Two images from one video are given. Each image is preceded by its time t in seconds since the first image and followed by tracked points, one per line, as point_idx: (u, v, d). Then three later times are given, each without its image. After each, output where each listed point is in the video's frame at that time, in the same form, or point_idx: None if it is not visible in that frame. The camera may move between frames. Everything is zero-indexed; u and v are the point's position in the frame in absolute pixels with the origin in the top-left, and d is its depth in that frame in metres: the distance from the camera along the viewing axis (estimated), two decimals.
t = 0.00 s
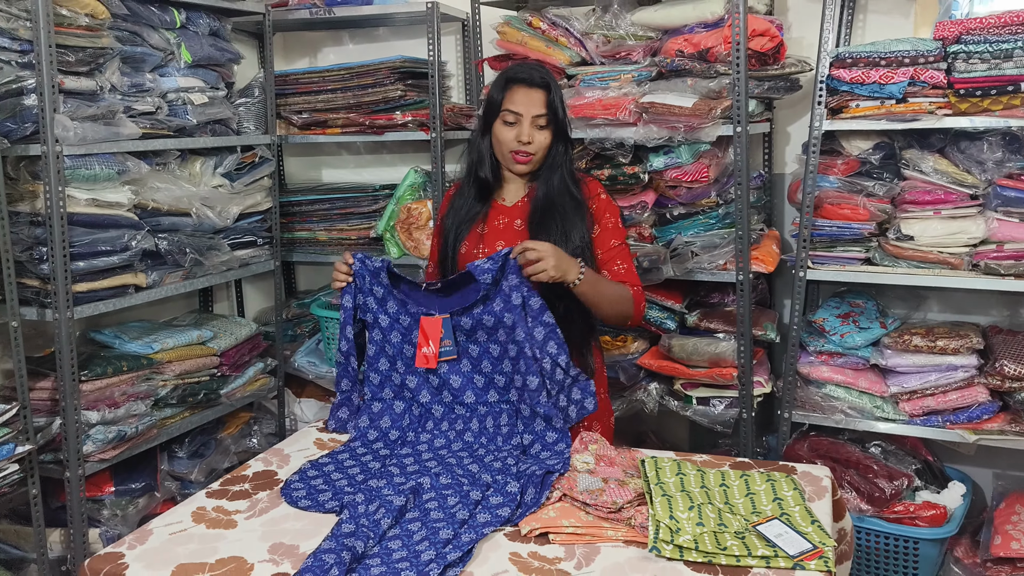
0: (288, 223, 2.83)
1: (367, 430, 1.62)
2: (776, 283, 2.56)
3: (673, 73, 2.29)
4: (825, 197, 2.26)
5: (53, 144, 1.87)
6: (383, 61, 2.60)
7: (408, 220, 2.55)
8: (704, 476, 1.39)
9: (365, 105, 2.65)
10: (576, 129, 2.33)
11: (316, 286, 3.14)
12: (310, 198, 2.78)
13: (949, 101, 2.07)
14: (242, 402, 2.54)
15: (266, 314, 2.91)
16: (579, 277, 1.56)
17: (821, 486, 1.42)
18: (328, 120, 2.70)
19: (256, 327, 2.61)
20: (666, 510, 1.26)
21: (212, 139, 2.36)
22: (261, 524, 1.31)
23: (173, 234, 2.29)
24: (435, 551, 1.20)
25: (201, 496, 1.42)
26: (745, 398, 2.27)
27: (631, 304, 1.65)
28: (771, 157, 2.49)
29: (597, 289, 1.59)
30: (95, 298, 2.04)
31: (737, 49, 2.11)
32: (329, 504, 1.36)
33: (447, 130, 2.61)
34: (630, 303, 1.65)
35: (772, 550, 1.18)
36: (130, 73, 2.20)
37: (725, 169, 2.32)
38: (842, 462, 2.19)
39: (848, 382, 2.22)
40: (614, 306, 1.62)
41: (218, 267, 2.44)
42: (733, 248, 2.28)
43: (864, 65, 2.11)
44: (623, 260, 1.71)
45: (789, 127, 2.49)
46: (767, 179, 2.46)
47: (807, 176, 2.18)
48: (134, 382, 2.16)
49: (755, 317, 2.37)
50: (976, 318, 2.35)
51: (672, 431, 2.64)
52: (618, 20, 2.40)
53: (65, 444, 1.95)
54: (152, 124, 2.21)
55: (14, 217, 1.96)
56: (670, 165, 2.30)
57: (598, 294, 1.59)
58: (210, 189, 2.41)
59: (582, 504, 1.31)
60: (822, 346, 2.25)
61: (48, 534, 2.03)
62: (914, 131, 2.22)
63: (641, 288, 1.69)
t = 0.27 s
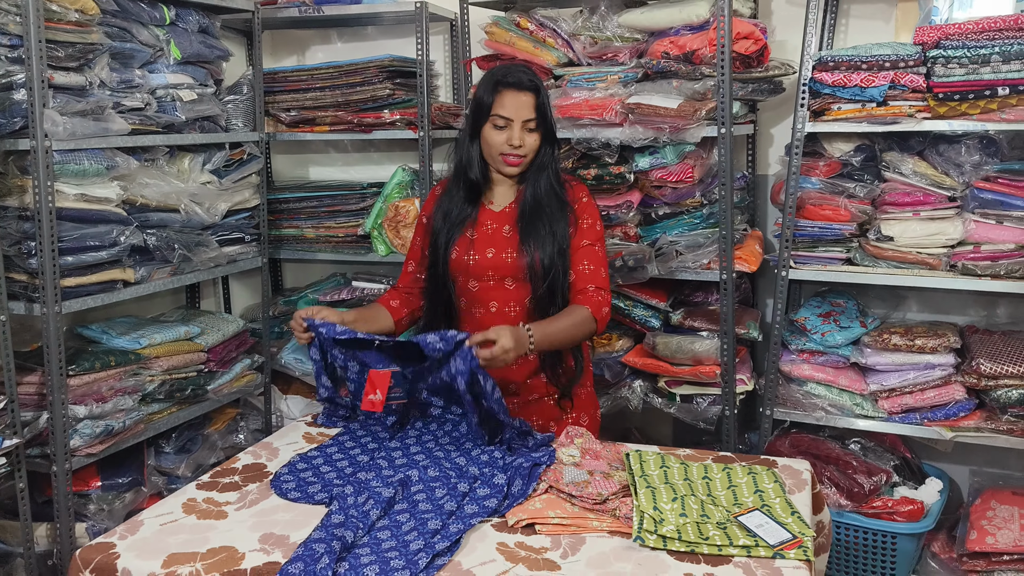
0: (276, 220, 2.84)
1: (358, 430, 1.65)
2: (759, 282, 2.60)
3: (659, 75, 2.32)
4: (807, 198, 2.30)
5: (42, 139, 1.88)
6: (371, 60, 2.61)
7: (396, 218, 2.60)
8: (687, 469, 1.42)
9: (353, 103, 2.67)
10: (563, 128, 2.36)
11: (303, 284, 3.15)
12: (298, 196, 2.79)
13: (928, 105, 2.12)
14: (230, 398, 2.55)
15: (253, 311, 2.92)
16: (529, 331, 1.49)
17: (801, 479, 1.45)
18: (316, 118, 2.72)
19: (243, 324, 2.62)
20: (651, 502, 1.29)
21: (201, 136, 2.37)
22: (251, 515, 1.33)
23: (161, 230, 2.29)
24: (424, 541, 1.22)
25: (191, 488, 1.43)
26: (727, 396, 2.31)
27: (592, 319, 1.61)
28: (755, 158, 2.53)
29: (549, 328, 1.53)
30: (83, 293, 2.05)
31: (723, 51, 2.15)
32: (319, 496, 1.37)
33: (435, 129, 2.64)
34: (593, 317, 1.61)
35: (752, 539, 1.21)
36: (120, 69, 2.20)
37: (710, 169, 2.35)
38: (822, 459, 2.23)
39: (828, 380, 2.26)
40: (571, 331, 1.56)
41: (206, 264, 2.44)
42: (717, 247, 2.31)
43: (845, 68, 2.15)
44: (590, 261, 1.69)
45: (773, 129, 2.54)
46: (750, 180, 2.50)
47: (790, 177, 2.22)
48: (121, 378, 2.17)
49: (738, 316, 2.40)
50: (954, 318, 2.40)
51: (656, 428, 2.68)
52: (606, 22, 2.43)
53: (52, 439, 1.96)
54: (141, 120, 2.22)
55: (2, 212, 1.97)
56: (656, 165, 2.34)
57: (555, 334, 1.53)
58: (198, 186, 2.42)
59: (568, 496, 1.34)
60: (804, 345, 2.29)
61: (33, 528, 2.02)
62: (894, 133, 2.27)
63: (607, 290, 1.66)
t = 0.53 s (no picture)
0: (272, 216, 2.85)
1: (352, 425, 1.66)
2: (752, 280, 2.61)
3: (654, 73, 2.34)
4: (800, 197, 2.32)
5: (40, 133, 1.89)
6: (369, 58, 2.62)
7: (391, 215, 2.59)
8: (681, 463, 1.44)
9: (350, 100, 2.68)
10: (558, 126, 2.37)
11: (299, 280, 3.16)
12: (294, 192, 2.80)
13: (920, 105, 2.14)
14: (225, 393, 2.55)
15: (249, 307, 2.92)
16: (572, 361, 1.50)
17: (791, 473, 1.46)
18: (313, 115, 2.72)
19: (239, 320, 2.62)
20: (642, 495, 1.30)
21: (197, 132, 2.38)
22: (248, 507, 1.35)
23: (158, 225, 2.30)
24: (419, 533, 1.23)
25: (188, 481, 1.44)
26: (721, 393, 2.33)
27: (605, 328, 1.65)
28: (749, 157, 2.55)
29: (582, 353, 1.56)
30: (79, 288, 2.06)
31: (717, 51, 2.17)
32: (315, 489, 1.39)
33: (431, 126, 2.64)
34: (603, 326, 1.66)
35: (742, 531, 1.23)
36: (117, 65, 2.21)
37: (704, 167, 2.38)
38: (814, 456, 2.24)
39: (820, 378, 2.28)
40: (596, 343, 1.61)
41: (203, 259, 2.45)
42: (710, 245, 2.33)
43: (838, 68, 2.17)
44: (595, 269, 1.74)
45: (767, 128, 2.55)
46: (744, 178, 2.52)
47: (783, 176, 2.23)
48: (117, 372, 2.18)
49: (731, 314, 2.42)
50: (944, 317, 2.42)
51: (650, 425, 2.69)
52: (601, 21, 2.44)
53: (48, 432, 1.97)
54: (138, 115, 2.23)
55: None
56: (650, 164, 2.35)
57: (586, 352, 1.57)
58: (195, 181, 2.43)
59: (562, 490, 1.35)
60: (796, 343, 2.31)
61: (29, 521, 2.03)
62: (887, 133, 2.29)
63: (613, 297, 1.73)
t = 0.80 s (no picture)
0: (271, 211, 2.85)
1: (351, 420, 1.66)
2: (751, 275, 2.62)
3: (653, 68, 2.34)
4: (799, 192, 2.31)
5: (39, 127, 1.90)
6: (368, 52, 2.61)
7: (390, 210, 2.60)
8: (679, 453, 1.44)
9: (349, 95, 2.68)
10: (558, 121, 2.37)
11: (298, 275, 3.16)
12: (294, 187, 2.80)
13: (919, 100, 2.14)
14: (224, 387, 2.56)
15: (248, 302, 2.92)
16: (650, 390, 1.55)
17: (788, 466, 1.46)
18: (312, 109, 2.72)
19: (238, 314, 2.63)
20: (641, 489, 1.31)
21: (197, 126, 2.38)
22: (247, 500, 1.35)
23: (157, 220, 2.30)
24: (417, 525, 1.23)
25: (187, 474, 1.45)
26: (719, 388, 2.34)
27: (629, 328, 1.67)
28: (748, 152, 2.55)
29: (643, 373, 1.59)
30: (79, 281, 2.06)
31: (717, 47, 2.18)
32: (314, 482, 1.40)
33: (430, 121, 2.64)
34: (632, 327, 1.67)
35: (739, 524, 1.23)
36: (116, 59, 2.21)
37: (703, 163, 2.38)
38: (812, 451, 2.26)
39: (818, 372, 2.28)
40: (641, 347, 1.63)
41: (202, 254, 2.45)
42: (709, 240, 2.33)
43: (838, 63, 2.17)
44: (615, 266, 1.75)
45: (766, 123, 2.55)
46: (743, 174, 2.51)
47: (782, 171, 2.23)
48: (117, 366, 2.18)
49: (730, 309, 2.42)
50: (943, 312, 2.43)
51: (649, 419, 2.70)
52: (600, 16, 2.43)
53: (48, 426, 1.97)
54: (137, 109, 2.23)
55: None
56: (649, 159, 2.35)
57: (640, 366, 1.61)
58: (195, 176, 2.43)
59: (560, 483, 1.36)
60: (795, 338, 2.31)
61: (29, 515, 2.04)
62: (886, 128, 2.30)
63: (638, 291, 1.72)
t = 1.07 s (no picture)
0: (269, 202, 2.83)
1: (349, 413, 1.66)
2: (751, 267, 2.60)
3: (652, 58, 2.33)
4: (799, 182, 2.31)
5: (34, 117, 1.88)
6: (366, 42, 2.59)
7: (389, 202, 2.60)
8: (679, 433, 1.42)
9: (347, 85, 2.66)
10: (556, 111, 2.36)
11: (296, 267, 3.14)
12: (291, 178, 2.78)
13: (921, 90, 2.13)
14: (222, 379, 2.55)
15: (245, 294, 2.91)
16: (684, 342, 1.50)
17: (788, 457, 1.46)
18: (309, 100, 2.70)
19: (236, 306, 2.61)
20: (640, 482, 1.30)
21: (193, 117, 2.36)
22: (242, 490, 1.34)
23: (154, 210, 2.29)
24: (414, 516, 1.23)
25: (182, 464, 1.44)
26: (718, 379, 2.33)
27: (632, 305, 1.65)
28: (748, 143, 2.53)
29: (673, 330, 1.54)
30: (75, 272, 2.05)
31: (716, 36, 2.16)
32: (310, 473, 1.39)
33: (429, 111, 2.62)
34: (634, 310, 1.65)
35: (738, 515, 1.22)
36: (112, 49, 2.19)
37: (702, 153, 2.37)
38: (812, 442, 2.25)
39: (818, 364, 2.27)
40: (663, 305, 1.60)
41: (199, 245, 2.44)
42: (709, 231, 2.32)
43: (838, 53, 2.16)
44: (628, 240, 1.70)
45: (766, 114, 2.54)
46: (743, 164, 2.50)
47: (782, 162, 2.22)
48: (113, 357, 2.17)
49: (729, 301, 2.41)
50: (943, 303, 2.41)
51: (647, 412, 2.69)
52: (600, 5, 2.39)
53: (44, 417, 1.97)
54: (133, 99, 2.21)
55: None
56: (648, 149, 2.33)
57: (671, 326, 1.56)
58: (191, 167, 2.41)
59: (557, 473, 1.35)
60: (794, 329, 2.30)
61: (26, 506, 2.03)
62: (887, 118, 2.28)
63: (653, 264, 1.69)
